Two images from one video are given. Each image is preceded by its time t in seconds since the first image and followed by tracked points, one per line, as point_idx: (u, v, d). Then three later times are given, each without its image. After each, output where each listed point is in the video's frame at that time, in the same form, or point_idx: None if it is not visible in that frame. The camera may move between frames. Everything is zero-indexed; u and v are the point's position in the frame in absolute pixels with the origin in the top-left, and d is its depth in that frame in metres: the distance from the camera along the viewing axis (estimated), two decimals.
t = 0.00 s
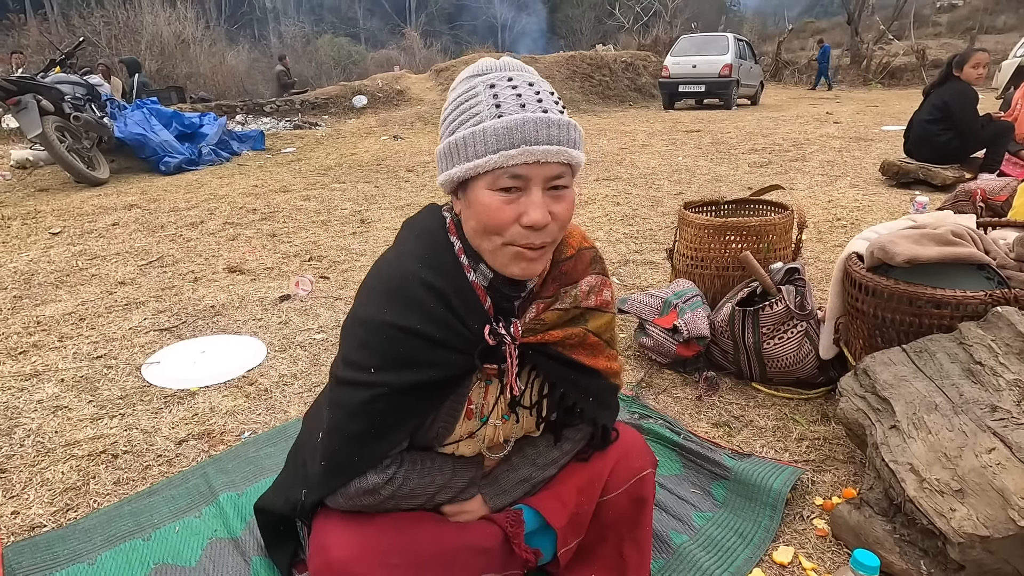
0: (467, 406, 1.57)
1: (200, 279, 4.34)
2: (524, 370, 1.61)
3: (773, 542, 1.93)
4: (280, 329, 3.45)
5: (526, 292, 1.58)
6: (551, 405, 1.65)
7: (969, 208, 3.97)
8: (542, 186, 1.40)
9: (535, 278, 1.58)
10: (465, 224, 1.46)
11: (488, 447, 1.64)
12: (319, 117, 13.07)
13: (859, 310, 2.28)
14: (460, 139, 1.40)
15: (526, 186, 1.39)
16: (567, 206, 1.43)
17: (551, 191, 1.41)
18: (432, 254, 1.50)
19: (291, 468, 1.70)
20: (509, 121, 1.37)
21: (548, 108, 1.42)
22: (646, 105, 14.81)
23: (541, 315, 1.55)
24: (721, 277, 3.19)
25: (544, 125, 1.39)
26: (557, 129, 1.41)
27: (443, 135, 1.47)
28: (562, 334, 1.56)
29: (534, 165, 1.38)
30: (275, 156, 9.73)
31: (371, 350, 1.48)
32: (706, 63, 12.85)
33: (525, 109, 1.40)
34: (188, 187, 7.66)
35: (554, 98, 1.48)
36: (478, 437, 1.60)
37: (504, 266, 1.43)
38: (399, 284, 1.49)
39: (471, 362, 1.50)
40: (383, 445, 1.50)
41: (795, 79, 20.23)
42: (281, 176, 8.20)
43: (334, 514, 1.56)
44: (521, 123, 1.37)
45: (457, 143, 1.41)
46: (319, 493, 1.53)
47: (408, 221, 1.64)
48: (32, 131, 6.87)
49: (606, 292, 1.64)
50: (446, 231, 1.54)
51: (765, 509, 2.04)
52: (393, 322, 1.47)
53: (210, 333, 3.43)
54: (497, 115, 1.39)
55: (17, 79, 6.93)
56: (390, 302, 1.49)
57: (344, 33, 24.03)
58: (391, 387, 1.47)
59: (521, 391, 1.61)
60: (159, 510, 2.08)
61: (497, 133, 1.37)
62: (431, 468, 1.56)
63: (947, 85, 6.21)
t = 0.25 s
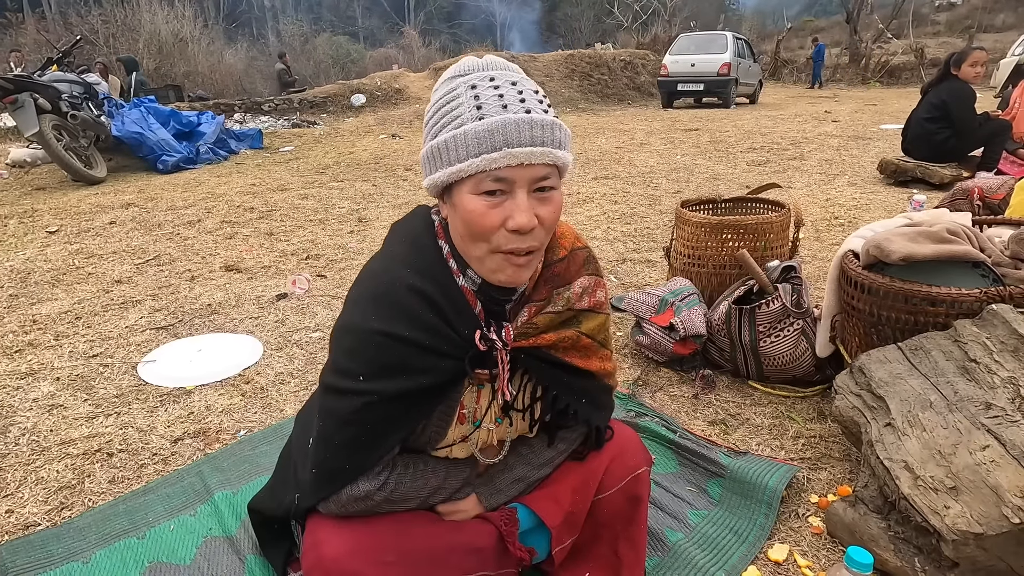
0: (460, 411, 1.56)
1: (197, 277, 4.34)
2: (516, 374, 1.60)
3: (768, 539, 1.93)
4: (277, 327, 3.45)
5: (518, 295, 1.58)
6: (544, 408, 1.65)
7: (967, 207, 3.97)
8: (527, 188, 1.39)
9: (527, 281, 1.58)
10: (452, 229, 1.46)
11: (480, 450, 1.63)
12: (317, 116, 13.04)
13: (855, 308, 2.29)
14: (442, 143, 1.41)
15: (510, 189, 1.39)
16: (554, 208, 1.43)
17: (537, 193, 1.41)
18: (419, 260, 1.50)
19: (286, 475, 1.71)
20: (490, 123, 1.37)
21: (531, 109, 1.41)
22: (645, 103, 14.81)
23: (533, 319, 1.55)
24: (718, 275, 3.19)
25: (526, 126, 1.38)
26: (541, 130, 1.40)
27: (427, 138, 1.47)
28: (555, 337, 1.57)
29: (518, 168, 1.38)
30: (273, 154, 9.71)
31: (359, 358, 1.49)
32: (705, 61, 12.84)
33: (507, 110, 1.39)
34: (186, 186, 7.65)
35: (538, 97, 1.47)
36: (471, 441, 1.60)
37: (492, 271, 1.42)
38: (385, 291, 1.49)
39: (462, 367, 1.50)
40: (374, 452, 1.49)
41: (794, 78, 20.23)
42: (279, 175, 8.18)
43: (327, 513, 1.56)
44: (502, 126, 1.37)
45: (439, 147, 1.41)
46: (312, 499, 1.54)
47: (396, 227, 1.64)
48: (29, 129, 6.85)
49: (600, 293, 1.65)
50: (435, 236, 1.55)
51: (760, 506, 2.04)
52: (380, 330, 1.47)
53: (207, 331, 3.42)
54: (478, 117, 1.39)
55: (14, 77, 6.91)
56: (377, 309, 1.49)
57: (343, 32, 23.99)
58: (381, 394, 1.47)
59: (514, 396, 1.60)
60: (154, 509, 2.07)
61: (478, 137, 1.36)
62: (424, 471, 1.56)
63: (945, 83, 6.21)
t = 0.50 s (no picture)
0: (457, 410, 1.55)
1: (194, 276, 4.32)
2: (513, 373, 1.59)
3: (767, 538, 1.93)
4: (274, 326, 3.43)
5: (514, 293, 1.57)
6: (542, 407, 1.64)
7: (965, 204, 3.97)
8: (519, 184, 1.38)
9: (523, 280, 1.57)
10: (445, 226, 1.45)
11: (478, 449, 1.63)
12: (315, 114, 13.00)
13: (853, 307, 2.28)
14: (433, 140, 1.40)
15: (502, 185, 1.37)
16: (547, 203, 1.41)
17: (529, 189, 1.40)
18: (414, 258, 1.49)
19: (283, 476, 1.70)
20: (480, 119, 1.36)
21: (522, 104, 1.40)
22: (643, 101, 14.78)
23: (531, 318, 1.54)
24: (717, 273, 3.18)
25: (516, 120, 1.37)
26: (531, 125, 1.39)
27: (419, 135, 1.47)
28: (552, 336, 1.55)
29: (509, 163, 1.37)
30: (271, 152, 9.67)
31: (355, 357, 1.48)
32: (703, 59, 12.81)
33: (498, 105, 1.38)
34: (183, 184, 7.62)
35: (529, 92, 1.46)
36: (468, 440, 1.59)
37: (486, 268, 1.41)
38: (381, 289, 1.48)
39: (458, 366, 1.49)
40: (371, 451, 1.49)
41: (793, 76, 20.23)
42: (276, 173, 8.15)
43: (323, 514, 1.55)
44: (492, 121, 1.35)
45: (430, 144, 1.40)
46: (308, 499, 1.53)
47: (390, 225, 1.63)
48: (25, 127, 6.81)
49: (597, 291, 1.65)
50: (430, 234, 1.54)
51: (759, 505, 2.04)
52: (376, 328, 1.46)
53: (204, 330, 3.40)
54: (468, 113, 1.38)
55: (10, 75, 6.86)
56: (372, 307, 1.48)
57: (341, 29, 23.89)
58: (377, 393, 1.46)
59: (511, 395, 1.60)
60: (150, 509, 2.06)
61: (468, 132, 1.35)
62: (421, 471, 1.55)
63: (944, 81, 6.21)
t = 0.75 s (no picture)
0: (454, 404, 1.52)
1: (190, 273, 4.27)
2: (512, 367, 1.57)
3: (770, 538, 1.90)
4: (270, 324, 3.40)
5: (513, 285, 1.54)
6: (540, 401, 1.62)
7: (967, 202, 3.94)
8: (519, 171, 1.35)
9: (522, 270, 1.54)
10: (444, 215, 1.42)
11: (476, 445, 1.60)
12: (313, 111, 12.93)
13: (857, 303, 2.25)
14: (432, 127, 1.36)
15: (501, 171, 1.34)
16: (547, 191, 1.38)
17: (529, 176, 1.36)
18: (413, 247, 1.46)
19: (278, 471, 1.67)
20: (479, 104, 1.32)
21: (522, 90, 1.37)
22: (643, 98, 14.73)
23: (530, 310, 1.51)
24: (718, 270, 3.15)
25: (516, 107, 1.33)
26: (531, 111, 1.35)
27: (417, 123, 1.44)
28: (551, 329, 1.53)
29: (509, 149, 1.33)
30: (268, 149, 9.62)
31: (351, 347, 1.44)
32: (703, 56, 12.76)
33: (497, 91, 1.35)
34: (179, 181, 7.56)
35: (529, 79, 1.43)
36: (466, 436, 1.56)
37: (485, 256, 1.38)
38: (378, 278, 1.45)
39: (457, 357, 1.46)
40: (367, 444, 1.45)
41: (792, 73, 20.19)
42: (274, 170, 8.10)
43: (318, 513, 1.52)
44: (491, 106, 1.32)
45: (429, 131, 1.37)
46: (302, 496, 1.49)
47: (388, 214, 1.59)
48: (20, 123, 6.73)
49: (597, 285, 1.61)
50: (428, 224, 1.51)
51: (762, 505, 2.01)
52: (373, 318, 1.43)
53: (199, 328, 3.36)
54: (467, 99, 1.34)
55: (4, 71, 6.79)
56: (369, 297, 1.45)
57: (339, 26, 23.79)
58: (373, 385, 1.43)
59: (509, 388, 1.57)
60: (143, 509, 2.03)
61: (467, 118, 1.32)
62: (418, 468, 1.52)
63: (946, 78, 6.17)
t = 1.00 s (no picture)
0: (442, 404, 1.50)
1: (183, 270, 4.24)
2: (501, 366, 1.54)
3: (765, 540, 1.87)
4: (263, 321, 3.36)
5: (502, 283, 1.51)
6: (530, 401, 1.60)
7: (965, 198, 3.91)
8: (506, 165, 1.32)
9: (511, 268, 1.51)
10: (430, 211, 1.39)
11: (465, 446, 1.57)
12: (310, 107, 12.87)
13: (854, 302, 2.22)
14: (418, 120, 1.33)
15: (488, 165, 1.31)
16: (536, 186, 1.35)
17: (517, 171, 1.33)
18: (399, 244, 1.43)
19: (264, 472, 1.65)
20: (466, 97, 1.29)
21: (510, 83, 1.34)
22: (641, 95, 14.69)
23: (519, 308, 1.48)
24: (714, 268, 3.12)
25: (504, 99, 1.30)
26: (520, 105, 1.32)
27: (404, 116, 1.41)
28: (541, 327, 1.50)
29: (496, 143, 1.30)
30: (265, 145, 9.57)
31: (336, 346, 1.42)
32: (701, 53, 12.71)
33: (485, 83, 1.32)
34: (174, 177, 7.52)
35: (518, 72, 1.40)
36: (455, 436, 1.53)
37: (472, 252, 1.35)
38: (363, 276, 1.42)
39: (443, 356, 1.43)
40: (351, 444, 1.42)
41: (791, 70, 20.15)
42: (270, 166, 8.06)
43: (303, 515, 1.49)
44: (478, 99, 1.29)
45: (415, 124, 1.34)
46: (286, 498, 1.46)
47: (376, 210, 1.57)
48: (13, 119, 6.64)
49: (588, 283, 1.58)
50: (415, 220, 1.48)
51: (757, 506, 1.98)
52: (357, 316, 1.40)
53: (190, 326, 3.33)
54: (454, 91, 1.31)
55: None
56: (354, 295, 1.42)
57: (337, 22, 23.68)
58: (358, 384, 1.40)
59: (499, 388, 1.54)
60: (129, 511, 2.00)
61: (453, 110, 1.29)
62: (405, 470, 1.49)
63: (945, 75, 6.15)
